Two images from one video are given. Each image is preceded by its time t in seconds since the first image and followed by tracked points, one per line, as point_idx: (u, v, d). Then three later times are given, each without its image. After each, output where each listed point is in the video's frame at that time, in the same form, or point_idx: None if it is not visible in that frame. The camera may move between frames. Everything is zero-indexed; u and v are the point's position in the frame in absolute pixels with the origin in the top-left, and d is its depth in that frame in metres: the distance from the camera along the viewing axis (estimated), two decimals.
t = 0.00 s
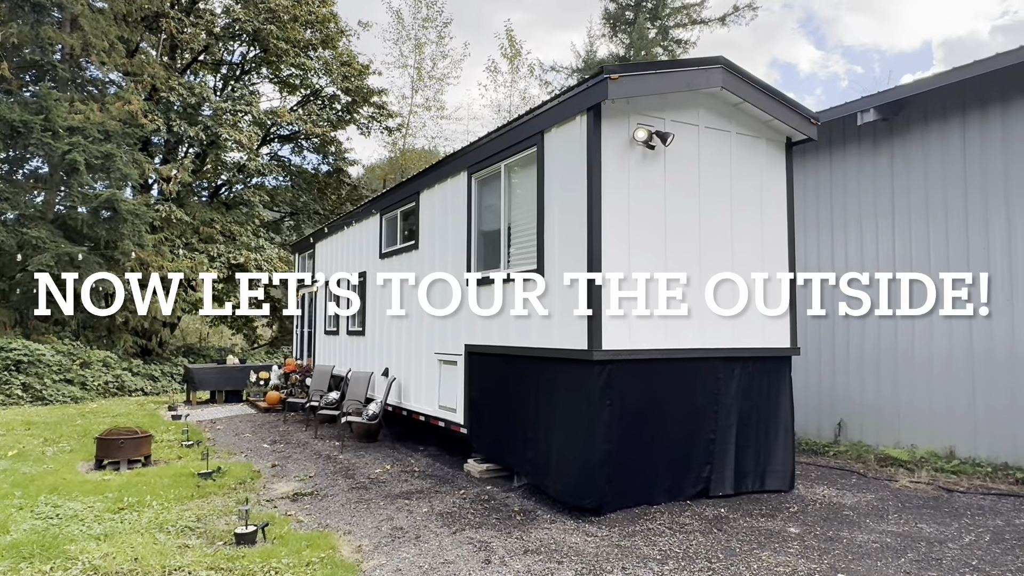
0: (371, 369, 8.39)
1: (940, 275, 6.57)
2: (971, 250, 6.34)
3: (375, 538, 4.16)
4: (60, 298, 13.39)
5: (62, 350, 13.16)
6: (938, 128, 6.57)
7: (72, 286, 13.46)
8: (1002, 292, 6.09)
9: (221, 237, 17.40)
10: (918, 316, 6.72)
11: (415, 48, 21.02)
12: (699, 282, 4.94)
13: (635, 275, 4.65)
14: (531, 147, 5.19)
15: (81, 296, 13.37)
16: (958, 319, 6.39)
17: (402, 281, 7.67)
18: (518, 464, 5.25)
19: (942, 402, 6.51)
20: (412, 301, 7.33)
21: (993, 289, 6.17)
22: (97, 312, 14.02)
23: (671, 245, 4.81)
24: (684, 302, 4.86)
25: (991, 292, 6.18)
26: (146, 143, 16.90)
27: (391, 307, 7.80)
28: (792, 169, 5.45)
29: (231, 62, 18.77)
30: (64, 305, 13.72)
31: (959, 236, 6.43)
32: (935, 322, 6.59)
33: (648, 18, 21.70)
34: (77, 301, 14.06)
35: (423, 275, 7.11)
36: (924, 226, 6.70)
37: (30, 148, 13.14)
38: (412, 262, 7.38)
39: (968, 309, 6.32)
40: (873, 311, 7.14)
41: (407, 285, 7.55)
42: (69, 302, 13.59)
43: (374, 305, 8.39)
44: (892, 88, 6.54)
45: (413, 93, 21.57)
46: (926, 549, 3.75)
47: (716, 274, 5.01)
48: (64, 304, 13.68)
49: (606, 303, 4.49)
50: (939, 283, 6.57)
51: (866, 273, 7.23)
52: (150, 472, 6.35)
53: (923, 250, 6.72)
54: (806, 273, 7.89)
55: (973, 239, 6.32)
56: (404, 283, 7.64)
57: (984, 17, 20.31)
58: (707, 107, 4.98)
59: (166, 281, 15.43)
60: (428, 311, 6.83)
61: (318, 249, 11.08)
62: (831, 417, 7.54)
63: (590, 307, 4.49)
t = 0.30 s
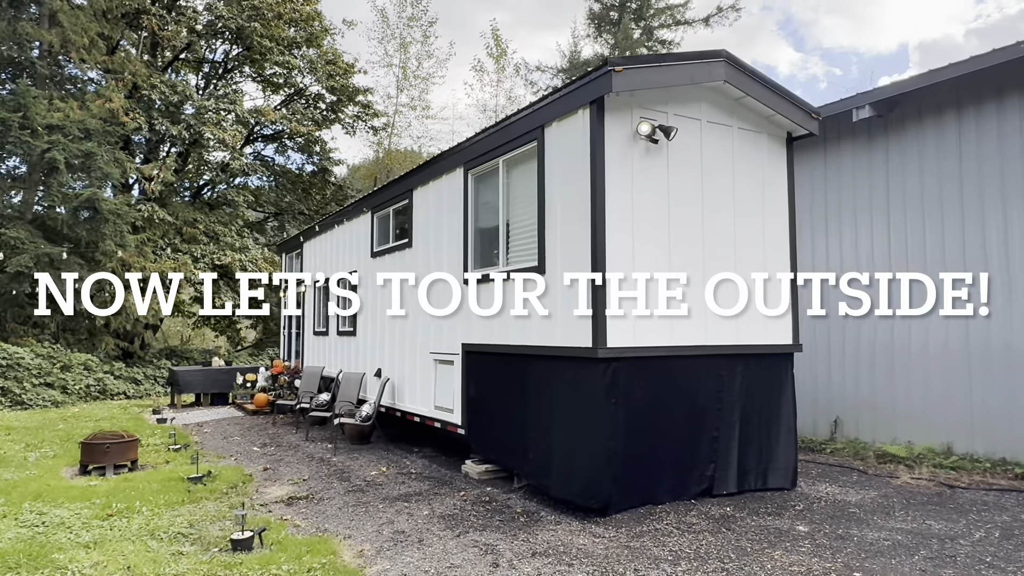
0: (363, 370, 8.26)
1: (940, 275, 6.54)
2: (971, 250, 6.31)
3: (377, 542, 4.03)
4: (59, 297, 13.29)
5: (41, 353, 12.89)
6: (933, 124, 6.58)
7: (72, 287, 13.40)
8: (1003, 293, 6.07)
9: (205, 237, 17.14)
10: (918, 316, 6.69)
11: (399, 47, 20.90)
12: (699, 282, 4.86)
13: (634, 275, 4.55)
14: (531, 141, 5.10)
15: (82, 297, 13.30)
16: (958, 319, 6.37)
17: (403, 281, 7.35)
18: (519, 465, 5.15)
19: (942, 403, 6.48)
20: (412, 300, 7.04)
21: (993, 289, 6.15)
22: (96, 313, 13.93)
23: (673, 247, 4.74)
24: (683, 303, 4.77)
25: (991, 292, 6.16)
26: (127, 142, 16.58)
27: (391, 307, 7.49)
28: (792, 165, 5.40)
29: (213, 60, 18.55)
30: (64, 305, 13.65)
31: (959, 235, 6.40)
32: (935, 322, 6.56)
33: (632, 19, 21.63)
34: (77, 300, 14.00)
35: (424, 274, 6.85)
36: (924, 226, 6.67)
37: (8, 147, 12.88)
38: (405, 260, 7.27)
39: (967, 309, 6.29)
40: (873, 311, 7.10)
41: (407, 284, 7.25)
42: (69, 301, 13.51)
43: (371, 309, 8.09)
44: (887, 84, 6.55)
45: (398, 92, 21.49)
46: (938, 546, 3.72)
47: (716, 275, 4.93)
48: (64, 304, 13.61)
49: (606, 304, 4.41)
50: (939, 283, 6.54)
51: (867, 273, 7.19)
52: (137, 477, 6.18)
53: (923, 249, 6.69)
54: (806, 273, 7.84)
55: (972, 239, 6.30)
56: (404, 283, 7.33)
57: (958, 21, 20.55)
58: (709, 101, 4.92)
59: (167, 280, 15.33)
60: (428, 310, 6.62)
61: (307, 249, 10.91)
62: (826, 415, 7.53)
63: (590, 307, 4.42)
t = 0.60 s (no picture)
0: (350, 370, 8.12)
1: (940, 274, 6.51)
2: (970, 250, 6.30)
3: (378, 546, 3.93)
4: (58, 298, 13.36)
5: (13, 358, 12.57)
6: (922, 122, 6.62)
7: (72, 286, 13.50)
8: (1003, 293, 6.06)
9: (181, 238, 16.81)
10: (919, 316, 6.65)
11: (378, 46, 20.89)
12: (699, 283, 4.83)
13: (634, 275, 4.49)
14: (528, 137, 5.03)
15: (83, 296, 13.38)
16: (959, 319, 6.34)
17: (401, 281, 6.99)
18: (517, 466, 5.08)
19: (944, 403, 6.44)
20: (412, 300, 6.74)
21: (993, 289, 6.14)
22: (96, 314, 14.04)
23: (675, 248, 4.71)
24: (683, 303, 4.73)
25: (991, 292, 6.15)
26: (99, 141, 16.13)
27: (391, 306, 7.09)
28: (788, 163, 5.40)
29: (187, 58, 18.10)
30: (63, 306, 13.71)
31: (958, 235, 6.38)
32: (935, 323, 6.53)
33: (611, 19, 21.45)
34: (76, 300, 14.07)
35: (424, 274, 6.57)
36: (923, 224, 6.64)
37: None
38: (394, 258, 7.17)
39: (967, 309, 6.27)
40: (873, 311, 7.04)
41: (405, 285, 6.93)
42: (69, 302, 13.59)
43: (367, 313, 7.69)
44: (876, 82, 6.57)
45: (376, 91, 21.44)
46: (945, 540, 3.72)
47: (716, 275, 4.91)
48: (64, 304, 13.69)
49: (604, 303, 4.32)
50: (939, 283, 6.52)
51: (867, 273, 7.12)
52: (121, 483, 6.00)
53: (923, 249, 6.64)
54: (805, 273, 7.78)
55: (973, 238, 6.28)
56: (403, 283, 6.98)
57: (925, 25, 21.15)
58: (706, 96, 4.90)
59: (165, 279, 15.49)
60: (428, 311, 6.39)
61: (289, 248, 10.70)
62: (817, 411, 7.57)
63: (591, 307, 4.37)
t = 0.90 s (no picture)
0: (339, 373, 8.04)
1: (940, 275, 6.52)
2: (969, 250, 6.32)
3: (382, 551, 3.88)
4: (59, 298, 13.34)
5: None
6: (911, 122, 6.70)
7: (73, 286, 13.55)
8: (1004, 293, 6.09)
9: (159, 241, 16.54)
10: (920, 316, 6.65)
11: (358, 46, 20.71)
12: (699, 283, 4.86)
13: (634, 275, 4.50)
14: (526, 138, 5.01)
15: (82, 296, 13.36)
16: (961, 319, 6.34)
17: (401, 282, 6.83)
18: (516, 467, 5.06)
19: (946, 402, 6.44)
20: (411, 300, 6.61)
21: (993, 289, 6.17)
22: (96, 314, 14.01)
23: (675, 248, 4.73)
24: (684, 302, 4.75)
25: (992, 291, 6.17)
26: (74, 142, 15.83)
27: (391, 307, 6.95)
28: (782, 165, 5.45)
29: (164, 58, 17.90)
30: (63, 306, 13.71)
31: (958, 235, 6.40)
32: (935, 323, 6.54)
33: (590, 21, 21.64)
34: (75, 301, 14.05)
35: (424, 274, 6.46)
36: (923, 224, 6.64)
37: None
38: (386, 259, 7.12)
39: (968, 309, 6.29)
40: (873, 312, 7.03)
41: (405, 285, 6.77)
42: (69, 301, 13.56)
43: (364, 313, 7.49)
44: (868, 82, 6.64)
45: (357, 92, 21.17)
46: (946, 537, 3.76)
47: (716, 275, 4.95)
48: (64, 304, 13.64)
49: (604, 303, 4.31)
50: (939, 283, 6.53)
51: (866, 273, 7.11)
52: (108, 491, 5.88)
53: (924, 249, 6.64)
54: (804, 272, 7.72)
55: (973, 238, 6.30)
56: (403, 284, 6.81)
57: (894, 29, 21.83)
58: (704, 98, 4.92)
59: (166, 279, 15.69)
60: (426, 312, 6.32)
61: (274, 249, 10.57)
62: (806, 409, 7.65)
63: (591, 307, 4.37)
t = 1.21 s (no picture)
0: (334, 375, 7.97)
1: (940, 275, 6.56)
2: (968, 250, 6.37)
3: (393, 554, 3.84)
4: (60, 297, 13.42)
5: None
6: (906, 123, 6.78)
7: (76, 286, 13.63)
8: (1003, 293, 6.14)
9: (142, 241, 16.26)
10: (920, 316, 6.69)
11: (342, 45, 20.45)
12: (698, 282, 4.82)
13: (634, 275, 4.43)
14: (531, 136, 4.99)
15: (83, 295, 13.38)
16: (961, 319, 6.38)
17: (401, 282, 6.77)
18: (521, 468, 5.03)
19: (947, 401, 6.47)
20: (412, 300, 6.55)
21: (993, 289, 6.21)
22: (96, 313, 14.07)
23: (681, 248, 4.73)
24: (684, 303, 4.70)
25: (991, 292, 6.21)
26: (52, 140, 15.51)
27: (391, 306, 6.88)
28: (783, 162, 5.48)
29: (144, 56, 17.64)
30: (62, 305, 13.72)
31: (957, 235, 6.44)
32: (934, 323, 6.59)
33: (574, 22, 21.81)
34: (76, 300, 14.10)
35: (423, 274, 6.41)
36: (922, 224, 6.69)
37: None
38: (383, 259, 7.07)
39: (967, 309, 6.34)
40: (873, 312, 7.06)
41: (405, 285, 6.71)
42: (70, 301, 13.61)
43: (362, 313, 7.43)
44: (864, 82, 6.70)
45: (341, 91, 20.93)
46: (956, 532, 3.80)
47: (717, 275, 4.93)
48: (64, 303, 13.70)
49: (603, 302, 4.35)
50: (939, 283, 6.57)
51: (866, 273, 7.14)
52: (102, 496, 5.76)
53: (924, 249, 6.68)
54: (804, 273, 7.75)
55: (973, 238, 6.34)
56: (403, 284, 6.75)
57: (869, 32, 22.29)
58: (708, 97, 4.93)
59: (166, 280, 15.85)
60: (425, 312, 6.29)
61: (263, 250, 10.47)
62: (801, 407, 7.72)
63: (591, 307, 4.45)
